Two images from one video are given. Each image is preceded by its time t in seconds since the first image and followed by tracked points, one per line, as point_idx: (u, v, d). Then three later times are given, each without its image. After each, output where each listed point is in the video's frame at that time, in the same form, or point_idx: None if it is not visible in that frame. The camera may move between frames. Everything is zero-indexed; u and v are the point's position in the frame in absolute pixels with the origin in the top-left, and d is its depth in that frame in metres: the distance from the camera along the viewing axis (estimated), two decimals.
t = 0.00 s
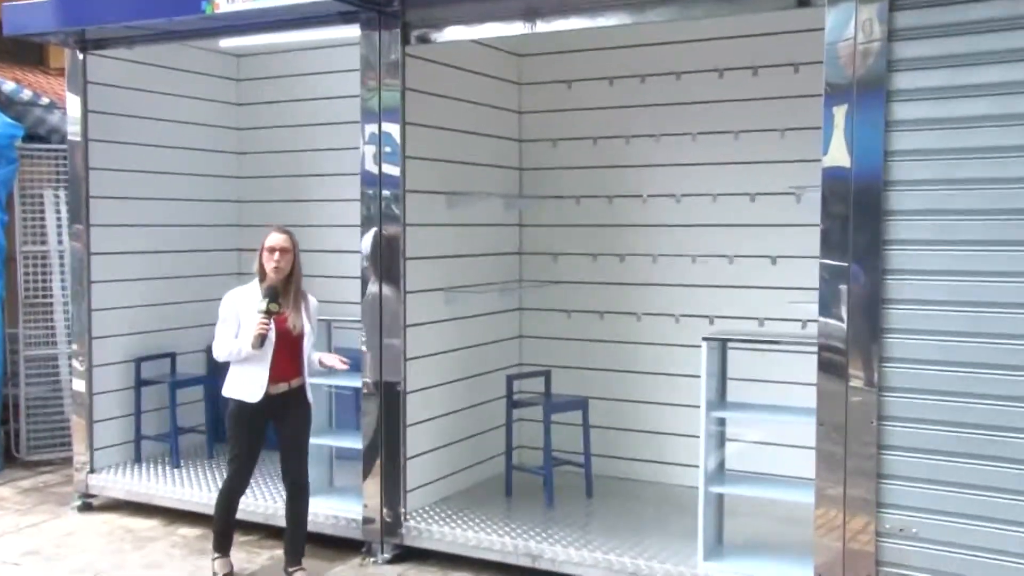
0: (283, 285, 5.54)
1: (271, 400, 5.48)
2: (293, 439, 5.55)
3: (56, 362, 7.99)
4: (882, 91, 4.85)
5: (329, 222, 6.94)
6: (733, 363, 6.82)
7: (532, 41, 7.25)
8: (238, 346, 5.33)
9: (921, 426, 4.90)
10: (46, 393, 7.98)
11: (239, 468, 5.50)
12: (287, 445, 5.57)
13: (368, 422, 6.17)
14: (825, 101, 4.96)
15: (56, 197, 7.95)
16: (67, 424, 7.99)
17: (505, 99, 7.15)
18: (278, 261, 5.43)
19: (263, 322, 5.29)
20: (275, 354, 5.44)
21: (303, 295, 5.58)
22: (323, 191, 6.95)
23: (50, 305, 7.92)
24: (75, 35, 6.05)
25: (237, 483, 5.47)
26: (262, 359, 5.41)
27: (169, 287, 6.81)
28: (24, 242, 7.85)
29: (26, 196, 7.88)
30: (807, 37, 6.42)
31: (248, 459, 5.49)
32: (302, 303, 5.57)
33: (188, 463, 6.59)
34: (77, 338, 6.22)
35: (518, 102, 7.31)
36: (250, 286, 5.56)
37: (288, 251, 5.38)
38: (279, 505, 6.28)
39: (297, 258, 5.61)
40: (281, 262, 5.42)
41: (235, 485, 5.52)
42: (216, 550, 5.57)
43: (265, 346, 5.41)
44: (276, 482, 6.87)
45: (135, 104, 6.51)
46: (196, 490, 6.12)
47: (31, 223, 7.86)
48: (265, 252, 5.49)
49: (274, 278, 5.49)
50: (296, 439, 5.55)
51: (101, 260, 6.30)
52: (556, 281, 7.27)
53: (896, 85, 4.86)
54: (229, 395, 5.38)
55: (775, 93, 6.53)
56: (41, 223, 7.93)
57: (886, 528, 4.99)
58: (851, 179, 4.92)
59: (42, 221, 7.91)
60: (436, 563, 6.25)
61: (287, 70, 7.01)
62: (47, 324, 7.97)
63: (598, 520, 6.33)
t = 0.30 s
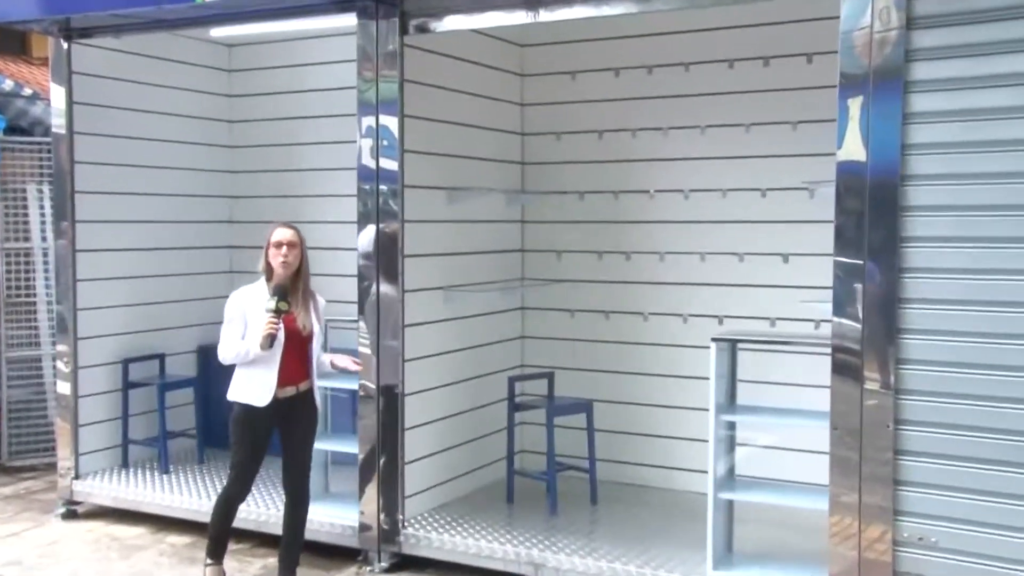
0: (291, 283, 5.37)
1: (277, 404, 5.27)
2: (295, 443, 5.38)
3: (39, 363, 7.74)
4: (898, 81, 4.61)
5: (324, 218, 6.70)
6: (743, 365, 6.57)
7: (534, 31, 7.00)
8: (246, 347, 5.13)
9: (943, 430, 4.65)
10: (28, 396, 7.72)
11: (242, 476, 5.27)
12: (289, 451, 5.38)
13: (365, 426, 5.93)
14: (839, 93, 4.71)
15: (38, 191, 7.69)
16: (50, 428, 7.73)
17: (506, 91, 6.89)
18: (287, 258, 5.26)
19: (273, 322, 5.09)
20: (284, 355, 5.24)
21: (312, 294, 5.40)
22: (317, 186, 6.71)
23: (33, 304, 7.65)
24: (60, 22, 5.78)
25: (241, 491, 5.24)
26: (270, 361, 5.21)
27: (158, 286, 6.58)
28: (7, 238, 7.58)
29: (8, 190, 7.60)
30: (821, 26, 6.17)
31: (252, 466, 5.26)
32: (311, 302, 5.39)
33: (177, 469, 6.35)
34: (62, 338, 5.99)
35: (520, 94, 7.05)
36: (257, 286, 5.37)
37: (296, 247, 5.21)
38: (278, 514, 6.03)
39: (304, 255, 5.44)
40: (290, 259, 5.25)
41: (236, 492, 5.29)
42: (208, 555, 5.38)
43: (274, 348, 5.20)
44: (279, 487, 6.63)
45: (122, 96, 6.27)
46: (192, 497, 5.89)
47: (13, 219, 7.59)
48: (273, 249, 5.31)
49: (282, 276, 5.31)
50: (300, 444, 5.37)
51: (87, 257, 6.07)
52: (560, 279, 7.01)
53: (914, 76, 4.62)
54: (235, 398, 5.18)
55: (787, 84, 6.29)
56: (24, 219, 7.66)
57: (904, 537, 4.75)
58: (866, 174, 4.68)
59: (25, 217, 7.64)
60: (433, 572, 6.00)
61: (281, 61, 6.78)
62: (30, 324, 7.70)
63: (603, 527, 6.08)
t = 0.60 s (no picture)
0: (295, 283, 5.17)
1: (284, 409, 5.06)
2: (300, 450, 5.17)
3: (24, 365, 7.49)
4: (918, 73, 4.38)
5: (319, 215, 6.47)
6: (754, 368, 6.34)
7: (538, 20, 6.75)
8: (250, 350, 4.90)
9: (966, 436, 4.41)
10: (12, 398, 7.47)
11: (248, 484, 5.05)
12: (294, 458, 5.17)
13: (361, 431, 5.70)
14: (856, 84, 4.46)
15: (22, 186, 7.43)
16: (35, 431, 7.49)
17: (508, 83, 6.65)
18: (291, 256, 5.07)
19: (279, 325, 4.88)
20: (291, 358, 5.03)
21: (317, 294, 5.20)
22: (312, 182, 6.47)
23: (17, 304, 7.41)
24: (45, 10, 5.53)
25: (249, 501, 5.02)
26: (276, 364, 4.99)
27: (148, 286, 6.36)
28: None
29: None
30: (837, 14, 5.93)
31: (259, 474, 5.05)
32: (316, 302, 5.19)
33: (167, 475, 6.12)
34: (47, 339, 5.76)
35: (523, 86, 6.80)
36: (259, 288, 5.15)
37: (300, 244, 5.02)
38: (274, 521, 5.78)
39: (307, 255, 5.24)
40: (294, 258, 5.06)
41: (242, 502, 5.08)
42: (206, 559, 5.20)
43: (280, 351, 4.98)
44: (279, 493, 6.38)
45: (108, 88, 6.05)
46: (187, 506, 5.68)
47: None
48: (275, 249, 5.11)
49: (286, 276, 5.10)
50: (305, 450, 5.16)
51: (72, 255, 5.84)
52: (565, 278, 6.76)
53: (933, 66, 4.39)
54: (239, 404, 4.96)
55: (801, 75, 6.05)
56: (8, 215, 7.40)
57: (923, 547, 4.51)
58: (884, 168, 4.45)
59: (8, 214, 7.39)
60: None
61: (274, 52, 6.54)
62: (14, 324, 7.46)
63: (609, 535, 5.83)
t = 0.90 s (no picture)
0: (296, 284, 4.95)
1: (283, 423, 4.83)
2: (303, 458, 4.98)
3: (8, 368, 7.24)
4: (937, 63, 4.20)
5: (315, 212, 6.23)
6: (766, 371, 6.11)
7: (542, 10, 6.51)
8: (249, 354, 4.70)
9: (991, 442, 4.23)
10: None
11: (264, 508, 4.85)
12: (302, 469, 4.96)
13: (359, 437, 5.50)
14: (874, 75, 4.29)
15: (5, 183, 7.17)
16: (20, 436, 7.25)
17: (511, 75, 6.40)
18: (292, 256, 4.84)
19: (279, 327, 4.66)
20: (292, 362, 4.81)
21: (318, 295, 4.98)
22: (308, 178, 6.24)
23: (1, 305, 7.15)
24: None
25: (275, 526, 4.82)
26: (276, 368, 4.78)
27: (137, 286, 6.14)
28: None
29: None
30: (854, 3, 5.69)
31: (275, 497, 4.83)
32: (317, 303, 4.96)
33: (157, 483, 5.90)
34: (32, 342, 5.54)
35: (527, 78, 6.55)
36: (258, 289, 4.94)
37: (300, 243, 4.80)
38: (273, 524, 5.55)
39: (307, 254, 5.02)
40: (294, 258, 4.83)
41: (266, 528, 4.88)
42: None
43: (281, 354, 4.77)
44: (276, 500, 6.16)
45: (96, 81, 5.84)
46: (173, 514, 5.46)
47: None
48: (274, 248, 4.89)
49: (286, 276, 4.88)
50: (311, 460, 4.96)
51: (58, 254, 5.62)
52: (570, 278, 6.51)
53: (955, 56, 4.20)
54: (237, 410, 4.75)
55: (816, 67, 5.81)
56: None
57: (946, 559, 4.32)
58: (903, 163, 4.27)
59: None
60: None
61: (268, 43, 6.32)
62: None
63: (616, 545, 5.59)
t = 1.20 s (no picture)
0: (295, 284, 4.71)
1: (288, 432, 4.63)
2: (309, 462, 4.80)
3: None
4: (962, 53, 3.98)
5: (312, 208, 6.01)
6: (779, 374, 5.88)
7: None
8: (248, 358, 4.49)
9: (1019, 449, 4.00)
10: None
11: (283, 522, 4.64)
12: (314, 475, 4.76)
13: (357, 440, 5.28)
14: (894, 65, 4.08)
15: None
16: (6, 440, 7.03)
17: (515, 67, 6.16)
18: (291, 255, 4.62)
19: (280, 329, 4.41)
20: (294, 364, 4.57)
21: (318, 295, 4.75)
22: (304, 173, 6.02)
23: None
24: None
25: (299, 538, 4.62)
26: (278, 371, 4.56)
27: (126, 285, 5.93)
28: None
29: None
30: None
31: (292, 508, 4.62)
32: (317, 303, 4.73)
33: (147, 489, 5.69)
34: (15, 343, 5.34)
35: (531, 70, 6.31)
36: (258, 289, 4.72)
37: (299, 241, 4.57)
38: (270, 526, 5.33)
39: (307, 253, 4.79)
40: (294, 257, 4.59)
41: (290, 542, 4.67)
42: None
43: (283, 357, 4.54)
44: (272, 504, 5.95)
45: (81, 72, 5.64)
46: (162, 522, 5.25)
47: None
48: (272, 246, 4.67)
49: (285, 276, 4.65)
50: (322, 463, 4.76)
51: (41, 252, 5.41)
52: (575, 277, 6.27)
53: (979, 46, 3.97)
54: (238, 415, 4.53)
55: (832, 58, 5.58)
56: None
57: (969, 571, 4.11)
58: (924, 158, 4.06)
59: None
60: None
61: (263, 34, 6.11)
62: None
63: (624, 555, 5.35)
